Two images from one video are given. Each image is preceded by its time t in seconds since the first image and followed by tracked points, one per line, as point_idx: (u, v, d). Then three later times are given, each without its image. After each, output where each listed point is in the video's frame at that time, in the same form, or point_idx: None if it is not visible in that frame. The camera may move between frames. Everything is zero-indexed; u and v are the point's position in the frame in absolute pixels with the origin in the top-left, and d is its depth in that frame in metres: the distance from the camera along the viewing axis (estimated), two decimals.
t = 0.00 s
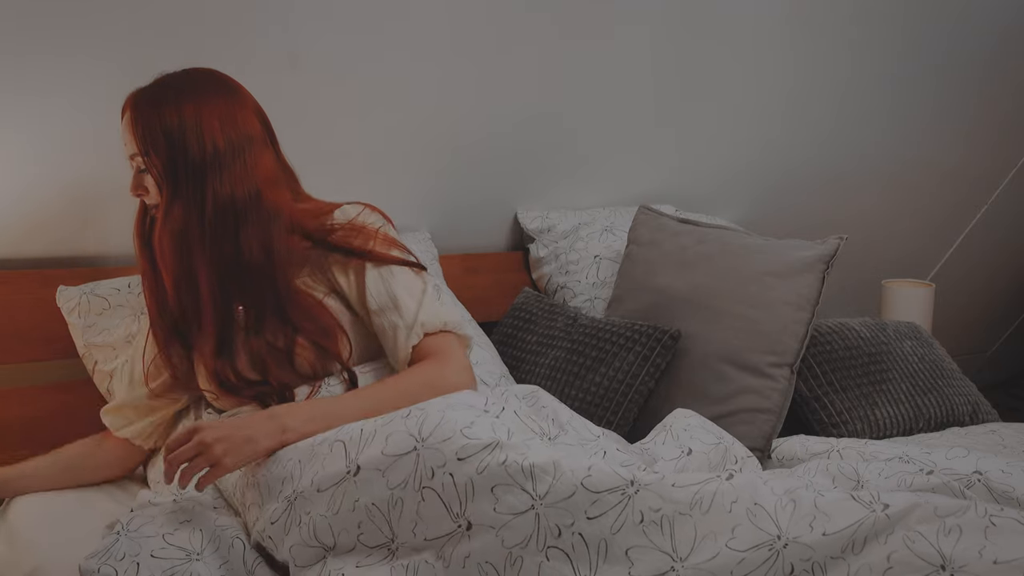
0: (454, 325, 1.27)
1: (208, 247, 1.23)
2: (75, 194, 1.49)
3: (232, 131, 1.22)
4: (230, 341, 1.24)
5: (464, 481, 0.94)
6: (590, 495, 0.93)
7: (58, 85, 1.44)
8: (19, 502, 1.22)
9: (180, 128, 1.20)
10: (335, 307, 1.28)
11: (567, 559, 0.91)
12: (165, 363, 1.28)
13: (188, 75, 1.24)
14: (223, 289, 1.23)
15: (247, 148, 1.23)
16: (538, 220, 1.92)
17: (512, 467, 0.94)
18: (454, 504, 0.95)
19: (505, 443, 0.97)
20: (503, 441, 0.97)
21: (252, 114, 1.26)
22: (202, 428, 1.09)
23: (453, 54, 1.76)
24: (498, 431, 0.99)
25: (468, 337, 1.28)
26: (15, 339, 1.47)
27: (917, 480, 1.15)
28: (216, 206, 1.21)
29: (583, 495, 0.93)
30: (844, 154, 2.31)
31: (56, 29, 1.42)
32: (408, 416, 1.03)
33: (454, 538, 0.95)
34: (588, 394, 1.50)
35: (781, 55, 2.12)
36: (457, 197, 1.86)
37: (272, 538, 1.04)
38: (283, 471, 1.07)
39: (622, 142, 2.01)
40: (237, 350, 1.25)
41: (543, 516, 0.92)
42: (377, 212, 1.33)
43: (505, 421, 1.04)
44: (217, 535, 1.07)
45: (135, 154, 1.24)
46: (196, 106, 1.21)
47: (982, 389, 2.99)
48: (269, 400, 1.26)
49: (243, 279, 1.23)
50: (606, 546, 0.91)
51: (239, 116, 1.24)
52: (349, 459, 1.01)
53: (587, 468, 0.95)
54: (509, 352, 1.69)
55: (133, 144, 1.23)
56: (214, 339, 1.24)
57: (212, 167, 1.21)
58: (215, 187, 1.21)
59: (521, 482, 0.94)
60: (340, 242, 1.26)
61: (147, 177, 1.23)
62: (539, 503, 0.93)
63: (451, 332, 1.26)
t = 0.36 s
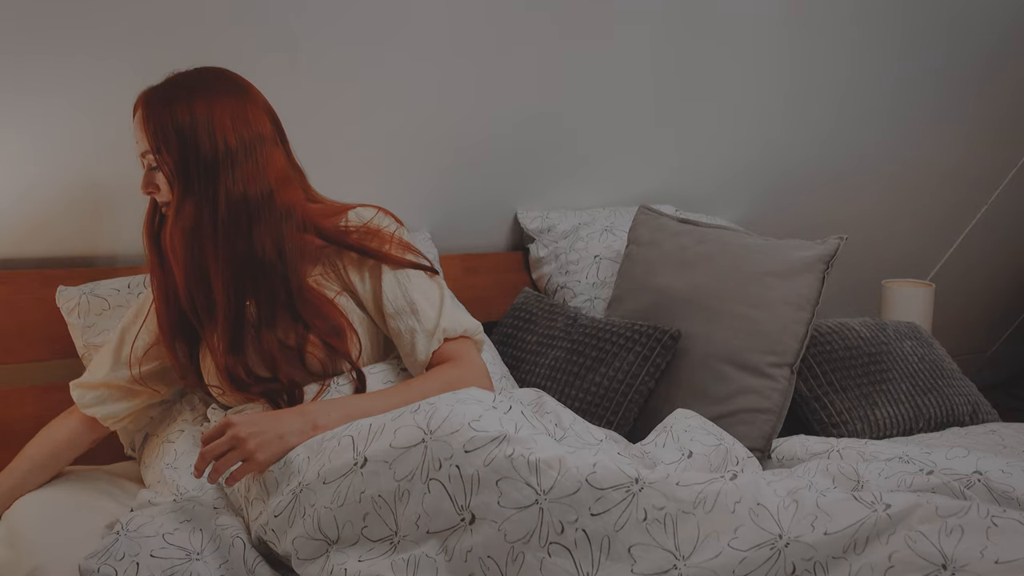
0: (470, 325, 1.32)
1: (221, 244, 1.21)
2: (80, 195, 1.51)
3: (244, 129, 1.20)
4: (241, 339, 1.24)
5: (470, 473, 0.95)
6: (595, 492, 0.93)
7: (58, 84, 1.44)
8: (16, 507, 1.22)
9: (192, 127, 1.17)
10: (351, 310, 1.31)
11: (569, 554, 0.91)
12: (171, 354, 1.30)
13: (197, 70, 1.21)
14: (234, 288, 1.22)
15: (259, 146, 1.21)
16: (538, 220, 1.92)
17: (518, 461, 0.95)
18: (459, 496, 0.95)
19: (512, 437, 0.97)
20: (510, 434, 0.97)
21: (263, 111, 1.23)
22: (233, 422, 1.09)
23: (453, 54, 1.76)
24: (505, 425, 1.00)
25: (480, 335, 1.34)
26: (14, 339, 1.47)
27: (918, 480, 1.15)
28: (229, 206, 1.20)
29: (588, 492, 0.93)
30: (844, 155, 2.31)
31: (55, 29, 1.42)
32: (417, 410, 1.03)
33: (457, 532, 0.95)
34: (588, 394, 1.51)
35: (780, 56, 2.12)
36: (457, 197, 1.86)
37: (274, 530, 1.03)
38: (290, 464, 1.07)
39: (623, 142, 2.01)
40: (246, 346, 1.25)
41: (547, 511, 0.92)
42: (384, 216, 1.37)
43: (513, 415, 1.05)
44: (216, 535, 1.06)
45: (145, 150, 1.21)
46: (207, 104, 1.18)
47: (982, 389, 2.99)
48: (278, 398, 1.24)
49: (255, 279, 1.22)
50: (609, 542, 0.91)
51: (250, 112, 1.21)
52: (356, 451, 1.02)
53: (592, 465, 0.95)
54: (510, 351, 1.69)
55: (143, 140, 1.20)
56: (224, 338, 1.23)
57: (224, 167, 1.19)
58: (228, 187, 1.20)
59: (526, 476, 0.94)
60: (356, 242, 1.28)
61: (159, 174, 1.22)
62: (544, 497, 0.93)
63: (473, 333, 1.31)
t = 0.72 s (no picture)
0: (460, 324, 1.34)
1: (208, 253, 1.22)
2: (78, 193, 1.51)
3: (232, 139, 1.21)
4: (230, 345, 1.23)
5: (471, 473, 0.95)
6: (595, 492, 0.93)
7: (59, 83, 1.44)
8: (16, 510, 1.21)
9: (180, 136, 1.18)
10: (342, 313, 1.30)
11: (570, 554, 0.91)
12: (159, 363, 1.30)
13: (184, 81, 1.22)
14: (223, 295, 1.23)
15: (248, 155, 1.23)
16: (538, 220, 1.92)
17: (519, 461, 0.94)
18: (460, 496, 0.95)
19: (513, 437, 0.97)
20: (510, 434, 0.97)
21: (250, 121, 1.25)
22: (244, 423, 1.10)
23: (453, 54, 1.76)
24: (506, 424, 1.00)
25: (469, 334, 1.35)
26: (14, 339, 1.47)
27: (919, 480, 1.15)
28: (218, 214, 1.21)
29: (588, 492, 0.93)
30: (845, 155, 2.31)
31: (55, 29, 1.42)
32: (417, 410, 1.03)
33: (458, 531, 0.95)
34: (588, 394, 1.51)
35: (780, 56, 2.12)
36: (457, 198, 1.86)
37: (275, 529, 1.03)
38: (292, 463, 1.07)
39: (623, 142, 2.01)
40: (234, 350, 1.23)
41: (547, 511, 0.92)
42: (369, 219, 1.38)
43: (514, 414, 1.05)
44: (216, 534, 1.06)
45: (132, 160, 1.21)
46: (194, 114, 1.19)
47: (983, 389, 2.99)
48: (272, 401, 1.22)
49: (243, 285, 1.23)
50: (610, 542, 0.91)
51: (238, 122, 1.22)
52: (357, 451, 1.02)
53: (592, 464, 0.95)
54: (510, 353, 1.69)
55: (130, 150, 1.21)
56: (212, 344, 1.22)
57: (212, 176, 1.20)
58: (216, 196, 1.21)
59: (526, 476, 0.94)
60: (343, 247, 1.29)
61: (145, 184, 1.22)
62: (544, 497, 0.93)
63: (462, 332, 1.33)
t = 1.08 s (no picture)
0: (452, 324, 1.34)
1: (201, 257, 1.22)
2: (77, 191, 1.51)
3: (226, 145, 1.22)
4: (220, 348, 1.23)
5: (468, 477, 0.94)
6: (593, 494, 0.93)
7: (57, 84, 1.44)
8: (17, 511, 1.22)
9: (174, 141, 1.19)
10: (334, 314, 1.31)
11: (569, 557, 0.91)
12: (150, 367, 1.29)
13: (176, 86, 1.23)
14: (216, 298, 1.22)
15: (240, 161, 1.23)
16: (538, 220, 1.92)
17: (515, 464, 0.94)
18: (457, 500, 0.95)
19: (510, 440, 0.97)
20: (507, 437, 0.97)
21: (242, 128, 1.25)
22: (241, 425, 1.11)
23: (453, 54, 1.76)
24: (502, 427, 0.99)
25: (461, 334, 1.36)
26: (14, 339, 1.47)
27: (918, 480, 1.15)
28: (211, 217, 1.21)
29: (586, 494, 0.93)
30: (845, 154, 2.31)
31: (55, 29, 1.42)
32: (414, 413, 1.03)
33: (457, 535, 0.95)
34: (588, 394, 1.51)
35: (780, 56, 2.12)
36: (457, 198, 1.86)
37: (273, 533, 1.03)
38: (291, 466, 1.07)
39: (623, 142, 2.01)
40: (225, 353, 1.23)
41: (545, 514, 0.92)
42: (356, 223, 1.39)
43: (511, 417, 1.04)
44: (216, 533, 1.07)
45: (124, 163, 1.21)
46: (188, 118, 1.19)
47: (983, 389, 2.99)
48: (266, 403, 1.21)
49: (235, 289, 1.23)
50: (608, 545, 0.91)
51: (230, 129, 1.23)
52: (355, 455, 1.02)
53: (590, 467, 0.95)
54: (508, 353, 1.69)
55: (122, 153, 1.20)
56: (205, 348, 1.22)
57: (206, 180, 1.20)
58: (210, 200, 1.21)
59: (524, 479, 0.94)
60: (334, 251, 1.29)
61: (137, 188, 1.21)
62: (541, 500, 0.93)
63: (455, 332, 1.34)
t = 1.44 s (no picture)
0: (454, 324, 1.34)
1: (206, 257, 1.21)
2: (79, 190, 1.51)
3: (233, 144, 1.22)
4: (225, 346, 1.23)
5: (468, 476, 0.94)
6: (594, 494, 0.92)
7: (59, 83, 1.44)
8: (19, 509, 1.22)
9: (182, 140, 1.18)
10: (336, 314, 1.30)
11: (569, 556, 0.91)
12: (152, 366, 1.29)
13: (183, 85, 1.23)
14: (220, 296, 1.22)
15: (246, 160, 1.24)
16: (538, 220, 1.92)
17: (516, 463, 0.94)
18: (458, 499, 0.94)
19: (511, 439, 0.96)
20: (508, 436, 0.97)
21: (247, 128, 1.26)
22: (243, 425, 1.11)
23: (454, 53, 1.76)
24: (504, 426, 0.99)
25: (463, 334, 1.36)
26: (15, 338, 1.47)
27: (919, 480, 1.15)
28: (216, 216, 1.21)
29: (587, 493, 0.92)
30: (844, 154, 2.32)
31: (56, 28, 1.42)
32: (416, 412, 1.03)
33: (457, 534, 0.95)
34: (588, 394, 1.51)
35: (779, 56, 2.12)
36: (457, 197, 1.86)
37: (274, 533, 1.03)
38: (292, 465, 1.08)
39: (623, 142, 2.01)
40: (229, 353, 1.23)
41: (546, 513, 0.92)
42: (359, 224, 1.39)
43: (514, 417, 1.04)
44: (217, 533, 1.07)
45: (129, 161, 1.20)
46: (195, 117, 1.19)
47: (983, 389, 3.00)
48: (268, 402, 1.21)
49: (239, 289, 1.22)
50: (609, 544, 0.91)
51: (237, 128, 1.23)
52: (357, 454, 1.02)
53: (591, 466, 0.94)
54: (508, 354, 1.69)
55: (127, 151, 1.20)
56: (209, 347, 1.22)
57: (213, 179, 1.20)
58: (216, 199, 1.21)
59: (524, 478, 0.93)
60: (337, 251, 1.29)
61: (142, 186, 1.21)
62: (542, 499, 0.93)
63: (456, 332, 1.34)
